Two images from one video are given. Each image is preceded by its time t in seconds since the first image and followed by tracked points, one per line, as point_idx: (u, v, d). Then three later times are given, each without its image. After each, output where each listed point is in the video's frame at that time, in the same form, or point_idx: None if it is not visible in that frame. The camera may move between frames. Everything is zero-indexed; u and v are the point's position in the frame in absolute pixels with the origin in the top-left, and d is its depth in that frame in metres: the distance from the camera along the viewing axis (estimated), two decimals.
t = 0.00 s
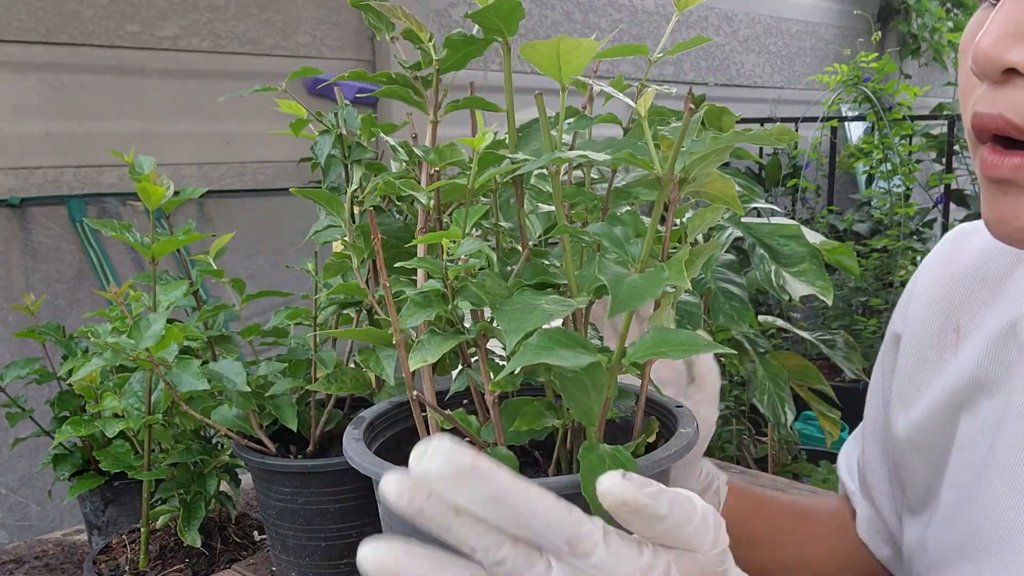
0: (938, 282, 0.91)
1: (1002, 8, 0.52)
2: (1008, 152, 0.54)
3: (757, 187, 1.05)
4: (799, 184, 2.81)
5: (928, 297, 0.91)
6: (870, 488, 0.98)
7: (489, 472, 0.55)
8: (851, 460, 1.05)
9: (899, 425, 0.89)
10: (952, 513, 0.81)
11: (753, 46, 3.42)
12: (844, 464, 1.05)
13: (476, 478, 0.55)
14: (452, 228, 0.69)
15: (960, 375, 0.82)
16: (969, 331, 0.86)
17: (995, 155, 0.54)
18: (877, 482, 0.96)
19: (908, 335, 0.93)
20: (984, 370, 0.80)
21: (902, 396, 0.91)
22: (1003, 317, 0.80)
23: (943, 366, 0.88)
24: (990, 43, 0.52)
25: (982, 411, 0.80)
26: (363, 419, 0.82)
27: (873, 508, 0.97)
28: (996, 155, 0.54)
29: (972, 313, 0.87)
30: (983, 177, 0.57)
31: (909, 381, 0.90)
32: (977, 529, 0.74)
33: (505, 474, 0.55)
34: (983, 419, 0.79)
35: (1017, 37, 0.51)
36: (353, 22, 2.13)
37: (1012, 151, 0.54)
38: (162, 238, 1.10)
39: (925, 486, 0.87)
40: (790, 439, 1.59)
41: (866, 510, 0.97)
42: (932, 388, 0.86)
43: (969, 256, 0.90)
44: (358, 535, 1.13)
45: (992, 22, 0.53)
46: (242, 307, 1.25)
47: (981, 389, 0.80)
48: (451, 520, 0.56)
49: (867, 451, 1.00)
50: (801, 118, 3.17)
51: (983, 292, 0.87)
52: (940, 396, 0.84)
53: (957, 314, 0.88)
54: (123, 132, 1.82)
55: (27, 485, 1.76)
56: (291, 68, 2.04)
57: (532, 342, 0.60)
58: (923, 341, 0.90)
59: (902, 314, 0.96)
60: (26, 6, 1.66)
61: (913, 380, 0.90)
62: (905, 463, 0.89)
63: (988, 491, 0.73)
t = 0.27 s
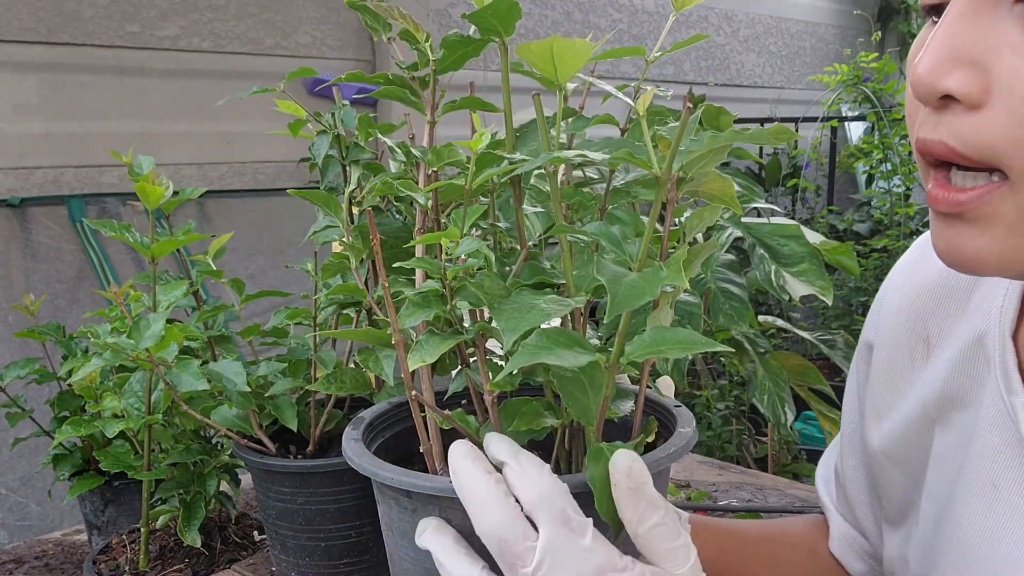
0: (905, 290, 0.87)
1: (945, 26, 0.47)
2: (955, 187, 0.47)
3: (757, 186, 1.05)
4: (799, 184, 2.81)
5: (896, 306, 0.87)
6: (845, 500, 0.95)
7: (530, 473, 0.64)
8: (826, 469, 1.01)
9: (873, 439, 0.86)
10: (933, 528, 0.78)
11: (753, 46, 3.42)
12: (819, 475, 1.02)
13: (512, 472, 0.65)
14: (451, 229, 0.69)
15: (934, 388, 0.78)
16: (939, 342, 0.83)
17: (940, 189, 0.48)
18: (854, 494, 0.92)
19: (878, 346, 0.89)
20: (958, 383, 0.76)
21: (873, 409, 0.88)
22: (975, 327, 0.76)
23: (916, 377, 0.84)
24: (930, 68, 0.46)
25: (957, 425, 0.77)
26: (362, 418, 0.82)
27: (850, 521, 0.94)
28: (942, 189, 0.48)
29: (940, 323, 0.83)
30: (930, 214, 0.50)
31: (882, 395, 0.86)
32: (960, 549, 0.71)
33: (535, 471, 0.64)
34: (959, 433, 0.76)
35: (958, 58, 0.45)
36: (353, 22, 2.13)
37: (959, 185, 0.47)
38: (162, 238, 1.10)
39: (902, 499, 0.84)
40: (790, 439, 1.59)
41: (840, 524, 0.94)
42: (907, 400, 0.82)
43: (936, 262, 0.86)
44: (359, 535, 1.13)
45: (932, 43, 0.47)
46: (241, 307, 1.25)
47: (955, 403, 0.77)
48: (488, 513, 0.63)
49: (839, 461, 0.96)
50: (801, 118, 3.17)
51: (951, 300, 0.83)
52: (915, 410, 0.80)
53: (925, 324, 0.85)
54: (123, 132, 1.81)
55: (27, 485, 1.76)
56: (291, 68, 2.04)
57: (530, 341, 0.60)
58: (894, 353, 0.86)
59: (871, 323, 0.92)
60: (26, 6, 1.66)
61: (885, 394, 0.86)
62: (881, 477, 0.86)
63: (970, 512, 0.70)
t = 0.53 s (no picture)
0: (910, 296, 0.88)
1: (943, 33, 0.45)
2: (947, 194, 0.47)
3: (757, 187, 1.05)
4: (799, 184, 2.81)
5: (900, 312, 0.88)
6: (850, 507, 0.94)
7: (533, 480, 0.64)
8: (831, 477, 1.01)
9: (879, 443, 0.85)
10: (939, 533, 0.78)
11: (753, 46, 3.42)
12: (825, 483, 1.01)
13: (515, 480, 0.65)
14: (451, 228, 0.69)
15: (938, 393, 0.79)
16: (943, 347, 0.84)
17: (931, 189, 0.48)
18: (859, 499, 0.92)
19: (883, 351, 0.89)
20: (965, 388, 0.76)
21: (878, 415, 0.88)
22: (981, 331, 0.77)
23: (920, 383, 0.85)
24: (923, 78, 0.45)
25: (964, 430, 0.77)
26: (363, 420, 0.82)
27: (855, 529, 0.93)
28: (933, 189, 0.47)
29: (944, 327, 0.84)
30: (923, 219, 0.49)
31: (886, 400, 0.87)
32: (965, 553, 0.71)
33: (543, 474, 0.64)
34: (965, 438, 0.76)
35: (957, 69, 0.44)
36: (353, 22, 2.13)
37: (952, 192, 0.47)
38: (162, 238, 1.10)
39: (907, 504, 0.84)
40: (790, 439, 1.59)
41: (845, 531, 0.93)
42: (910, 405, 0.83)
43: (939, 269, 0.87)
44: (359, 536, 1.13)
45: (930, 50, 0.46)
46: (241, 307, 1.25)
47: (962, 407, 0.77)
48: (496, 527, 0.64)
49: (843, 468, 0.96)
50: (801, 118, 3.17)
51: (956, 306, 0.83)
52: (921, 415, 0.80)
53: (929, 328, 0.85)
54: (123, 132, 1.81)
55: (27, 485, 1.76)
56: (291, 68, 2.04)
57: (531, 340, 0.60)
58: (899, 359, 0.87)
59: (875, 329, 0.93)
60: (26, 6, 1.66)
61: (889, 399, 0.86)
62: (886, 482, 0.86)
63: (975, 516, 0.70)
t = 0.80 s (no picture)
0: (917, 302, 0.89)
1: (963, 47, 0.46)
2: (967, 204, 0.47)
3: (758, 187, 1.05)
4: (799, 184, 2.81)
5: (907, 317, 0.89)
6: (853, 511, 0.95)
7: (541, 486, 0.64)
8: (831, 481, 1.01)
9: (887, 447, 0.86)
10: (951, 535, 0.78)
11: (753, 45, 3.42)
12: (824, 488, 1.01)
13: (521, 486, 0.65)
14: (454, 229, 0.69)
15: (949, 397, 0.80)
16: (950, 351, 0.85)
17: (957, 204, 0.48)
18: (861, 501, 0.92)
19: (889, 355, 0.90)
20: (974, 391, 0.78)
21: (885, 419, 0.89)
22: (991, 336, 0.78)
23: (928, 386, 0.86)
24: (942, 94, 0.46)
25: (976, 432, 0.78)
26: (364, 420, 0.82)
27: (857, 533, 0.94)
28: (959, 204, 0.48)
29: (951, 331, 0.85)
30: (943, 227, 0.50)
31: (894, 403, 0.88)
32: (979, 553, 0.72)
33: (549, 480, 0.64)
34: (978, 441, 0.78)
35: (980, 83, 0.44)
36: (353, 22, 2.14)
37: (973, 202, 0.47)
38: (163, 238, 1.10)
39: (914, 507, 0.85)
40: (790, 438, 1.59)
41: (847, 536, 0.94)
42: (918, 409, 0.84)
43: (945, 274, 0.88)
44: (359, 536, 1.13)
45: (950, 63, 0.46)
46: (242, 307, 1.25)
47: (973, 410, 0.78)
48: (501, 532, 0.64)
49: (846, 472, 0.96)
50: (802, 118, 3.17)
51: (961, 311, 0.85)
52: (930, 418, 0.81)
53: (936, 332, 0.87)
54: (123, 132, 1.81)
55: (27, 485, 1.76)
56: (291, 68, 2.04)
57: (535, 343, 0.60)
58: (906, 363, 0.88)
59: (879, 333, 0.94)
60: (26, 6, 1.66)
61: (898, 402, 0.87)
62: (894, 485, 0.86)
63: (991, 517, 0.71)
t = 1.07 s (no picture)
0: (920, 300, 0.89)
1: (956, 70, 0.46)
2: (975, 219, 0.49)
3: (757, 186, 1.05)
4: (799, 183, 2.81)
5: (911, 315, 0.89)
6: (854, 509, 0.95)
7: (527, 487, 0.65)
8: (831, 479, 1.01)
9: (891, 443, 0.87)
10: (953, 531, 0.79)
11: (753, 45, 3.42)
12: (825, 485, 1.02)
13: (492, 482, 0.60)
14: (450, 229, 0.69)
15: (953, 395, 0.81)
16: (954, 349, 0.85)
17: (963, 219, 0.50)
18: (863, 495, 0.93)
19: (894, 353, 0.90)
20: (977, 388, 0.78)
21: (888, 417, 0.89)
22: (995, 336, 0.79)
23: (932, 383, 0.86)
24: (942, 116, 0.47)
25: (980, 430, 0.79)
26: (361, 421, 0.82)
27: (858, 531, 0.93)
28: (964, 219, 0.50)
29: (955, 330, 0.86)
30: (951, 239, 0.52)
31: (897, 400, 0.88)
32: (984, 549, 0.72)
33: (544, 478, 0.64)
34: (982, 439, 0.78)
35: (975, 106, 0.45)
36: (353, 22, 2.14)
37: (979, 217, 0.49)
38: (162, 238, 1.10)
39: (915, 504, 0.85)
40: (790, 438, 1.59)
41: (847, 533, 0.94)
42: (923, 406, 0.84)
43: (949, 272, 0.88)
44: (359, 535, 1.13)
45: (945, 85, 0.47)
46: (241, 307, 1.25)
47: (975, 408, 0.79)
48: (460, 549, 0.58)
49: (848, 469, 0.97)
50: (802, 118, 3.17)
51: (964, 310, 0.85)
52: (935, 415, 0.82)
53: (940, 331, 0.87)
54: (123, 132, 1.82)
55: (27, 485, 1.76)
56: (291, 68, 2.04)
57: (526, 342, 0.60)
58: (910, 361, 0.88)
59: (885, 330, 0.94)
60: (26, 6, 1.66)
61: (901, 399, 0.88)
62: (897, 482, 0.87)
63: (994, 514, 0.72)
